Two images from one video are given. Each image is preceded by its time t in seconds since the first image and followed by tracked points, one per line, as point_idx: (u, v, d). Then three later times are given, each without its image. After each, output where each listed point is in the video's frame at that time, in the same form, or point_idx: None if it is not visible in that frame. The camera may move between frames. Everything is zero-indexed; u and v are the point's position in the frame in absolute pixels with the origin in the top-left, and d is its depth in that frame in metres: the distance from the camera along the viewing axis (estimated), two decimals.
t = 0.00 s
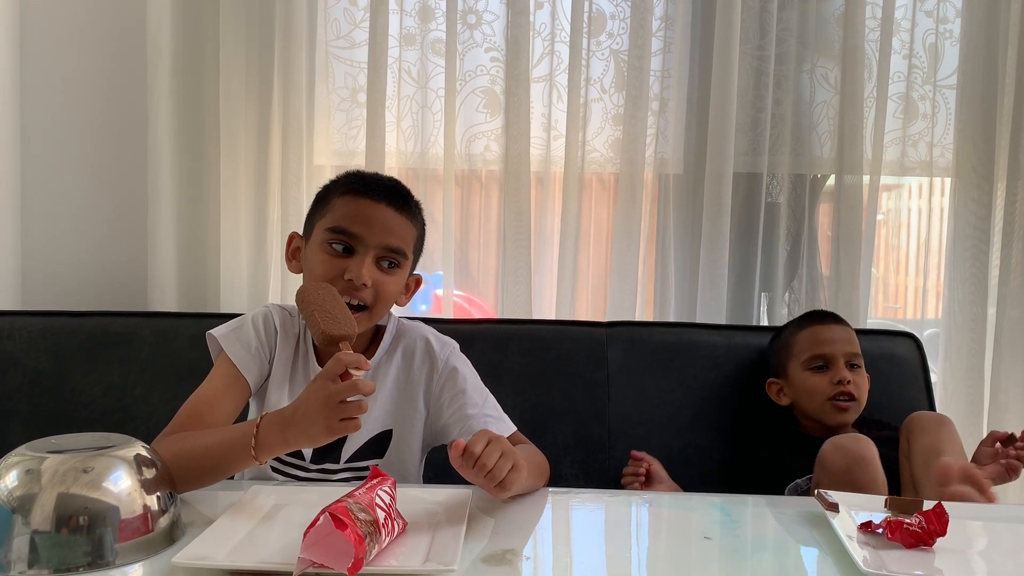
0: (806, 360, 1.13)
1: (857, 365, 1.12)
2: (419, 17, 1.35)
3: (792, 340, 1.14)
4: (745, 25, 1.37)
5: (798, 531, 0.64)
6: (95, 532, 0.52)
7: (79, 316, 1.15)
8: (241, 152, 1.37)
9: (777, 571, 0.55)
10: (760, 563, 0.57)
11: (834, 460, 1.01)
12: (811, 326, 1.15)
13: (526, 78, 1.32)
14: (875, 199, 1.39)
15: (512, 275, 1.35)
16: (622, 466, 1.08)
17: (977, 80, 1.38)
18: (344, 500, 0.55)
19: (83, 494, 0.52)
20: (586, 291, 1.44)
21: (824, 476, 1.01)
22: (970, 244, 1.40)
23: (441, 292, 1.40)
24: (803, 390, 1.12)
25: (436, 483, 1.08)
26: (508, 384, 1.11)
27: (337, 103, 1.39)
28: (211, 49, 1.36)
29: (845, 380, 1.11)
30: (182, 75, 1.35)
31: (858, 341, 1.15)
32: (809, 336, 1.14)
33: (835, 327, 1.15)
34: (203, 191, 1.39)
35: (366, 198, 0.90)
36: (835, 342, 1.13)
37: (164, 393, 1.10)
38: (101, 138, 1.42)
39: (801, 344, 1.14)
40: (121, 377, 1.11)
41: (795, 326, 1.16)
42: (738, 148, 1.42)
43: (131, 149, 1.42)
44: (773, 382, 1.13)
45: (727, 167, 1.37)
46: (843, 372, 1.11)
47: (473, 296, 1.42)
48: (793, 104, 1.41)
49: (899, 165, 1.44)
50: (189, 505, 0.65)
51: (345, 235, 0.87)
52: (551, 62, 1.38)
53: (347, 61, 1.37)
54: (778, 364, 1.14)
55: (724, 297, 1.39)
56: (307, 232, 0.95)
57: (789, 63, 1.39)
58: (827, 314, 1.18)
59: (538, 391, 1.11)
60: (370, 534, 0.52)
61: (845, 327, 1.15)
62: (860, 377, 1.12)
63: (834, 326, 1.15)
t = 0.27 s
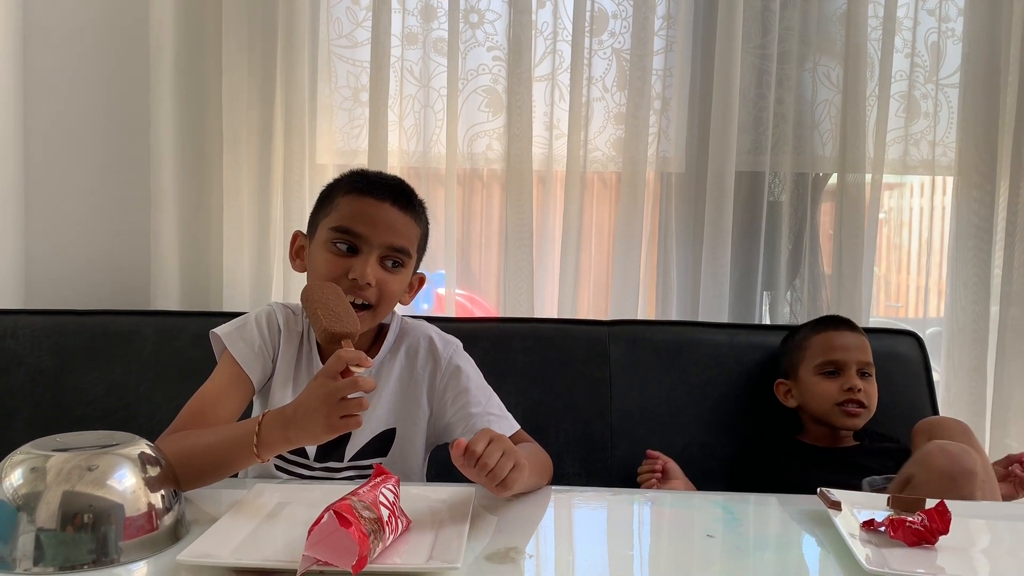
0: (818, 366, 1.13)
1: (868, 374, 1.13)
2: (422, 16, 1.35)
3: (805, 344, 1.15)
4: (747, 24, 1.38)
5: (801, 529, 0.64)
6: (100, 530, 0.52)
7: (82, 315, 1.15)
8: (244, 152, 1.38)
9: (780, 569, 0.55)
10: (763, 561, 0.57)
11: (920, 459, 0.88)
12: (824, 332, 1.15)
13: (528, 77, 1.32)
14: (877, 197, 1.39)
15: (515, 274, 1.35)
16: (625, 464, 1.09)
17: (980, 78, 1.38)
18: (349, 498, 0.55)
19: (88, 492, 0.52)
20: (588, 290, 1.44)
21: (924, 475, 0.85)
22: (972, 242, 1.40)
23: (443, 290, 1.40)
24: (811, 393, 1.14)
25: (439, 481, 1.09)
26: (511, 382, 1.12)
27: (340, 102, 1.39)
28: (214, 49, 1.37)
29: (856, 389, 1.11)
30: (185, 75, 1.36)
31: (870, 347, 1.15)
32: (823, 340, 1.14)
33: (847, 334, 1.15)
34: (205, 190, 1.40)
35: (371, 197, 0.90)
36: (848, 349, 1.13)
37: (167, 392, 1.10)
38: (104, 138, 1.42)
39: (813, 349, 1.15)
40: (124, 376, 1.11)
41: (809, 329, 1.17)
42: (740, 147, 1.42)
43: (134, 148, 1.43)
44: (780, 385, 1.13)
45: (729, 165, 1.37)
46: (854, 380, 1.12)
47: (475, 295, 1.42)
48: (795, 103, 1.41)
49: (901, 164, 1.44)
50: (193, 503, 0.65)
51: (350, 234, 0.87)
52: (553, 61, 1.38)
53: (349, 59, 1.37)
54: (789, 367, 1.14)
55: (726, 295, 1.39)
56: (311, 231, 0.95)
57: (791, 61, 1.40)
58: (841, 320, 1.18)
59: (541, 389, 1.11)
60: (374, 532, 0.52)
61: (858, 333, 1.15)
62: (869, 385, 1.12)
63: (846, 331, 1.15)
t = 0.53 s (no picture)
0: (823, 368, 1.13)
1: (873, 376, 1.12)
2: (423, 14, 1.35)
3: (811, 344, 1.15)
4: (749, 21, 1.37)
5: (803, 526, 0.64)
6: (102, 529, 0.52)
7: (83, 314, 1.15)
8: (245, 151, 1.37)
9: (782, 566, 0.55)
10: (765, 558, 0.57)
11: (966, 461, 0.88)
12: (830, 333, 1.15)
13: (529, 75, 1.32)
14: (880, 195, 1.39)
15: (517, 273, 1.35)
16: (627, 462, 1.09)
17: (982, 75, 1.38)
18: (351, 496, 0.55)
19: (91, 491, 0.52)
20: (590, 289, 1.44)
21: (972, 475, 0.85)
22: (975, 240, 1.40)
23: (445, 289, 1.40)
24: (816, 394, 1.13)
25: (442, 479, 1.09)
26: (513, 380, 1.12)
27: (341, 101, 1.39)
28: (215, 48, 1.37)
29: (862, 391, 1.10)
30: (187, 74, 1.36)
31: (875, 347, 1.14)
32: (828, 341, 1.14)
33: (852, 335, 1.15)
34: (207, 190, 1.40)
35: (372, 192, 0.90)
36: (854, 350, 1.13)
37: (169, 391, 1.10)
38: (106, 137, 1.42)
39: (819, 350, 1.14)
40: (126, 375, 1.11)
41: (815, 329, 1.16)
42: (742, 144, 1.41)
43: (136, 148, 1.43)
44: (786, 384, 1.13)
45: (731, 163, 1.37)
46: (860, 383, 1.11)
47: (477, 293, 1.42)
48: (797, 100, 1.41)
49: (904, 161, 1.43)
50: (196, 502, 0.65)
51: (351, 229, 0.87)
52: (555, 59, 1.37)
53: (350, 58, 1.37)
54: (795, 367, 1.14)
55: (729, 293, 1.39)
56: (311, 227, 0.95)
57: (793, 59, 1.39)
58: (848, 320, 1.17)
59: (543, 387, 1.11)
60: (376, 530, 0.52)
61: (863, 334, 1.15)
62: (874, 386, 1.11)
63: (851, 331, 1.15)
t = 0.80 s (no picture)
0: (819, 368, 1.14)
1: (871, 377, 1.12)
2: (424, 13, 1.35)
3: (808, 343, 1.15)
4: (750, 19, 1.37)
5: (807, 523, 0.64)
6: (106, 528, 0.52)
7: (86, 314, 1.15)
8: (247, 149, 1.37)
9: (785, 563, 0.55)
10: (768, 555, 0.56)
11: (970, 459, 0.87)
12: (828, 333, 1.15)
13: (531, 74, 1.32)
14: (882, 192, 1.38)
15: (519, 272, 1.35)
16: (630, 460, 1.09)
17: (985, 71, 1.37)
18: (354, 494, 0.55)
19: (95, 490, 0.52)
20: (592, 287, 1.44)
21: (974, 472, 0.85)
22: (978, 236, 1.40)
23: (447, 288, 1.40)
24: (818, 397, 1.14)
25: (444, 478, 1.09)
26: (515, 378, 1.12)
27: (343, 100, 1.39)
28: (216, 47, 1.37)
29: (858, 393, 1.10)
30: (187, 74, 1.36)
31: (874, 347, 1.14)
32: (825, 342, 1.15)
33: (850, 335, 1.15)
34: (209, 189, 1.40)
35: (364, 166, 0.91)
36: (850, 351, 1.13)
37: (172, 390, 1.11)
38: (107, 137, 1.42)
39: (816, 350, 1.15)
40: (129, 375, 1.11)
41: (813, 329, 1.16)
42: (744, 142, 1.41)
43: (137, 147, 1.43)
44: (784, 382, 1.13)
45: (733, 160, 1.36)
46: (856, 385, 1.11)
47: (480, 292, 1.42)
48: (798, 98, 1.40)
49: (906, 158, 1.43)
50: (199, 500, 0.65)
51: (353, 203, 0.87)
52: (556, 57, 1.37)
53: (351, 57, 1.37)
54: (793, 367, 1.14)
55: (731, 291, 1.39)
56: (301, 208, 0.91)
57: (795, 56, 1.39)
58: (846, 319, 1.18)
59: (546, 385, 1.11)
60: (379, 528, 0.52)
61: (861, 333, 1.15)
62: (871, 385, 1.11)
63: (849, 331, 1.16)
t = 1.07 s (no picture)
0: (815, 368, 1.13)
1: (868, 376, 1.12)
2: (427, 12, 1.35)
3: (807, 344, 1.14)
4: (753, 17, 1.37)
5: (811, 521, 0.64)
6: (111, 527, 0.52)
7: (89, 314, 1.15)
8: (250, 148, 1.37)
9: (790, 562, 0.55)
10: (773, 554, 0.56)
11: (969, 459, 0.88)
12: (825, 333, 1.15)
13: (534, 73, 1.32)
14: (886, 191, 1.38)
15: (522, 271, 1.35)
16: (633, 460, 1.09)
17: (988, 69, 1.37)
18: (359, 493, 0.55)
19: (100, 489, 0.53)
20: (596, 286, 1.44)
21: (975, 472, 0.85)
22: (982, 235, 1.39)
23: (450, 288, 1.40)
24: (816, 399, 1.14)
25: (448, 477, 1.09)
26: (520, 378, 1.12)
27: (346, 100, 1.39)
28: (220, 47, 1.37)
29: (853, 394, 1.11)
30: (191, 73, 1.36)
31: (872, 347, 1.14)
32: (823, 341, 1.14)
33: (848, 335, 1.14)
34: (212, 188, 1.40)
35: (350, 161, 0.91)
36: (846, 350, 1.13)
37: (176, 390, 1.11)
38: (110, 136, 1.42)
39: (813, 351, 1.14)
40: (133, 374, 1.11)
41: (810, 330, 1.16)
42: (747, 141, 1.41)
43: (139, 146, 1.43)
44: (784, 384, 1.13)
45: (736, 159, 1.36)
46: (851, 385, 1.12)
47: (483, 292, 1.42)
48: (801, 97, 1.40)
49: (909, 156, 1.43)
50: (205, 499, 0.65)
51: (341, 198, 0.87)
52: (559, 56, 1.37)
53: (355, 56, 1.37)
54: (791, 367, 1.14)
55: (735, 291, 1.39)
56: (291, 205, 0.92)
57: (798, 55, 1.39)
58: (843, 320, 1.17)
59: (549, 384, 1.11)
60: (385, 527, 0.52)
61: (858, 333, 1.15)
62: (869, 386, 1.12)
63: (846, 331, 1.15)
